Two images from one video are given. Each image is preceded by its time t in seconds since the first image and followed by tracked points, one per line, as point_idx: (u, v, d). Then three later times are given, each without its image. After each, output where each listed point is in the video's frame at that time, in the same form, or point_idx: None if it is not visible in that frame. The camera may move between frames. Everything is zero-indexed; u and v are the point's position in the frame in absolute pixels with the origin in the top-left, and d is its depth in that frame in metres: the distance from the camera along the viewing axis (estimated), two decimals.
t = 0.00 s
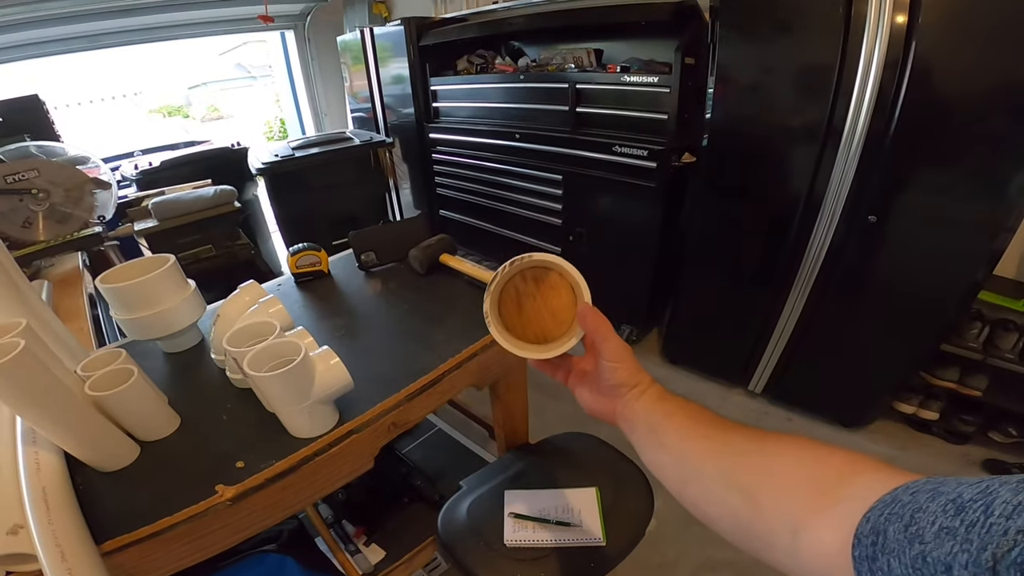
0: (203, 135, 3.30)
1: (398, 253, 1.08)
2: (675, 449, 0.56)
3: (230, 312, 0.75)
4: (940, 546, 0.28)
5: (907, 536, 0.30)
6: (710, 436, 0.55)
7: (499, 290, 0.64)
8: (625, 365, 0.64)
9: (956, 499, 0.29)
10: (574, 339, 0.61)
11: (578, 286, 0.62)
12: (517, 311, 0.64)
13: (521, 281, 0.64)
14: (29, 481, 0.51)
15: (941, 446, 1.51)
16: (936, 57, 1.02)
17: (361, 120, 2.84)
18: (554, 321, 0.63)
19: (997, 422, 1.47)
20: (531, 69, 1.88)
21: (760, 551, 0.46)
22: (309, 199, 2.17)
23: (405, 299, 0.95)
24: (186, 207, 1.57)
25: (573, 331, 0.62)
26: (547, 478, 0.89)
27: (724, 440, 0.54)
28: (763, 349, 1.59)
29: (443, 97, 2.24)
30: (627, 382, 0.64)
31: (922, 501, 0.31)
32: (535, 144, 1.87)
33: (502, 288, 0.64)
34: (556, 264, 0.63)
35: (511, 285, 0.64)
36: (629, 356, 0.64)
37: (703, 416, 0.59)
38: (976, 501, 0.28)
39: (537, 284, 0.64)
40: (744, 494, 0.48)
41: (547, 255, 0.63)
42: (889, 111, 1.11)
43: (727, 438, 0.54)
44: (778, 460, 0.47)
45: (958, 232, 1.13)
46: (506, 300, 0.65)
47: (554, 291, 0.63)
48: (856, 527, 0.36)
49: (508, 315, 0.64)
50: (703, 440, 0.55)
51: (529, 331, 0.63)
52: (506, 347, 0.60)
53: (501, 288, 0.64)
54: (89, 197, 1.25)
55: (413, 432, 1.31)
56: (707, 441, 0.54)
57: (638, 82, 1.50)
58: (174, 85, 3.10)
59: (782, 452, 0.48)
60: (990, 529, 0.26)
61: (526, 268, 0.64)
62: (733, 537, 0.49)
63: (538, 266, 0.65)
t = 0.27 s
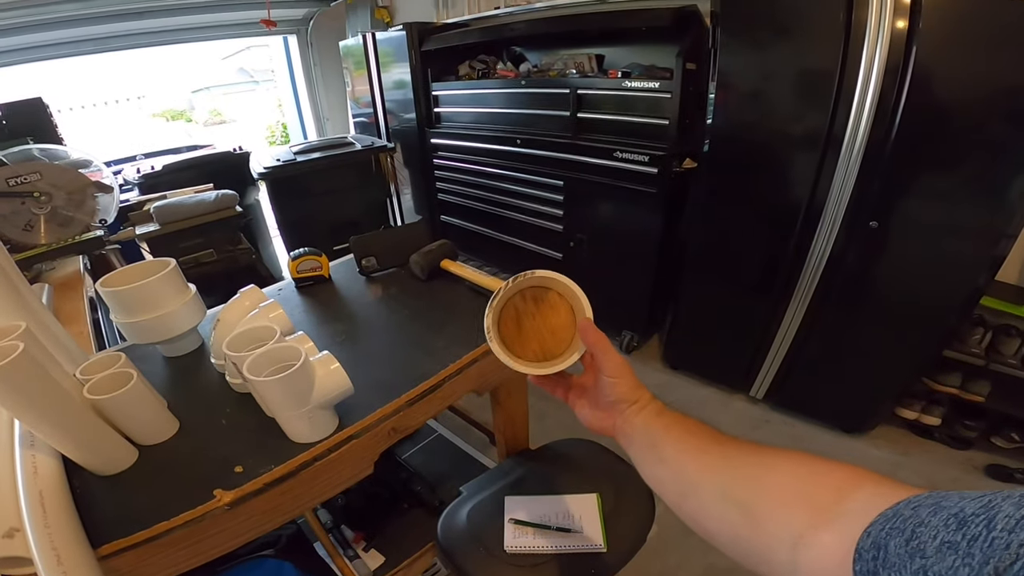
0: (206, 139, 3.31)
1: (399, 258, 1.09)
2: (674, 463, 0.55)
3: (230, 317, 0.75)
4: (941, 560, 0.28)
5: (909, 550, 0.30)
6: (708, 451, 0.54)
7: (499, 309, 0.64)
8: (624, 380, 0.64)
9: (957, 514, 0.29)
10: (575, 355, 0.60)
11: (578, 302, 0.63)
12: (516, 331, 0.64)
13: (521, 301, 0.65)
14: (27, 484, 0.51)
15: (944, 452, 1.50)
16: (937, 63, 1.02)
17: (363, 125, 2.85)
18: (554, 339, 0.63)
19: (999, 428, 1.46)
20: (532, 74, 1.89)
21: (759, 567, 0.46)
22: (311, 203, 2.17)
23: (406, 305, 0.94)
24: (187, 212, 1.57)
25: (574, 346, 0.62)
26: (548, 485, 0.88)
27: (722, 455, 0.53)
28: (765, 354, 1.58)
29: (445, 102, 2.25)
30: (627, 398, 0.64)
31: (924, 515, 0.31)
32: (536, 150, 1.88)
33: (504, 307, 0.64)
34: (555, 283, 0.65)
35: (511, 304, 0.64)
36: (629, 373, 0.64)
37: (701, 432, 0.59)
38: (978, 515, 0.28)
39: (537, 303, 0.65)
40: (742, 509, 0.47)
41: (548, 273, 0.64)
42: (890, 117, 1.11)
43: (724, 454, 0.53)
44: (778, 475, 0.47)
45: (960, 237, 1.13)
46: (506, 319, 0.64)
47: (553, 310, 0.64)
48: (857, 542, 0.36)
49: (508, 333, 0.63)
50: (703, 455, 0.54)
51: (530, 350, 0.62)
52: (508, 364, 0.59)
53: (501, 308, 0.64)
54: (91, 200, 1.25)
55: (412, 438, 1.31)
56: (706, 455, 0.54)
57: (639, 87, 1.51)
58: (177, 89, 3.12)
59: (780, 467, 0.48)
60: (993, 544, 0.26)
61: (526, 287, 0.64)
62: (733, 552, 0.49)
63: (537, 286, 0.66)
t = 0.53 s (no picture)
0: (209, 143, 3.32)
1: (400, 263, 1.09)
2: (674, 474, 0.55)
3: (232, 320, 0.75)
4: (941, 568, 0.27)
5: (910, 557, 0.29)
6: (709, 462, 0.54)
7: (501, 322, 0.63)
8: (624, 392, 0.63)
9: (957, 521, 0.29)
10: (578, 367, 0.60)
11: (579, 316, 0.63)
12: (517, 345, 0.63)
13: (522, 315, 0.65)
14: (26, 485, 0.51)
15: (946, 457, 1.50)
16: (937, 68, 1.02)
17: (365, 129, 2.86)
18: (555, 354, 0.63)
19: (1002, 432, 1.46)
20: (534, 79, 1.89)
21: None
22: (313, 207, 2.18)
23: (407, 309, 0.94)
24: (189, 215, 1.57)
25: (576, 359, 0.61)
26: (548, 489, 0.88)
27: (723, 466, 0.53)
28: (767, 359, 1.57)
29: (447, 106, 2.25)
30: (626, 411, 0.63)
31: (924, 523, 0.31)
32: (538, 154, 1.88)
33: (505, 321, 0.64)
34: (556, 299, 0.65)
35: (512, 318, 0.64)
36: (630, 385, 0.63)
37: (701, 443, 0.58)
38: (977, 522, 0.28)
39: (538, 318, 0.65)
40: (742, 519, 0.47)
41: (551, 287, 0.64)
42: (891, 122, 1.11)
43: (725, 465, 0.53)
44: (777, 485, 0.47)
45: (960, 242, 1.13)
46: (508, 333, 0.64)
47: (555, 325, 0.64)
48: (858, 551, 0.36)
49: (509, 347, 0.62)
50: (703, 466, 0.54)
51: (531, 364, 0.62)
52: (509, 377, 0.57)
53: (502, 322, 0.63)
54: (92, 203, 1.25)
55: (413, 442, 1.30)
56: (706, 466, 0.54)
57: (640, 92, 1.51)
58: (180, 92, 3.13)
59: (782, 477, 0.48)
60: (992, 551, 0.26)
61: (527, 302, 0.64)
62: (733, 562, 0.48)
63: (538, 301, 0.66)
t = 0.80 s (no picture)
0: (212, 144, 3.33)
1: (402, 265, 1.08)
2: (676, 483, 0.54)
3: (233, 322, 0.74)
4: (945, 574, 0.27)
5: (914, 565, 0.29)
6: (711, 472, 0.53)
7: (501, 333, 0.62)
8: (625, 402, 0.62)
9: (962, 528, 0.28)
10: (580, 377, 0.59)
11: (579, 326, 0.62)
12: (517, 356, 0.62)
13: (522, 326, 0.64)
14: (23, 488, 0.50)
15: (951, 462, 1.48)
16: (942, 71, 1.02)
17: (368, 132, 2.87)
18: (555, 365, 0.62)
19: (1008, 437, 1.45)
20: (537, 82, 1.89)
21: None
22: (315, 209, 2.18)
23: (409, 312, 0.94)
24: (192, 217, 1.57)
25: (577, 370, 0.61)
26: (550, 494, 0.87)
27: (725, 475, 0.52)
28: (771, 363, 1.56)
29: (449, 109, 2.26)
30: (628, 420, 0.63)
31: (929, 530, 0.30)
32: (541, 157, 1.88)
33: (504, 333, 0.64)
34: (555, 310, 0.65)
35: (512, 329, 0.64)
36: (630, 394, 0.62)
37: (704, 453, 0.58)
38: (982, 530, 0.27)
39: (538, 329, 0.65)
40: (745, 528, 0.47)
41: (549, 298, 0.64)
42: (896, 125, 1.10)
43: (728, 475, 0.52)
44: (781, 493, 0.46)
45: (965, 246, 1.12)
46: (507, 345, 0.63)
47: (554, 336, 0.64)
48: (862, 559, 0.35)
49: (509, 359, 0.62)
50: (704, 476, 0.53)
51: (531, 376, 0.61)
52: (510, 389, 0.57)
53: (502, 333, 0.63)
54: (95, 204, 1.26)
55: (414, 445, 1.30)
56: (709, 475, 0.53)
57: (643, 95, 1.50)
58: (184, 94, 3.14)
59: (786, 484, 0.47)
60: (998, 557, 0.25)
61: (527, 312, 0.64)
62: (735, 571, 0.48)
63: (537, 312, 0.66)
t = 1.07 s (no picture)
0: (215, 147, 3.34)
1: (403, 269, 1.08)
2: (677, 489, 0.54)
3: (234, 325, 0.74)
4: None
5: (915, 568, 0.28)
6: (712, 476, 0.53)
7: (501, 337, 0.62)
8: (625, 407, 0.62)
9: (962, 532, 0.28)
10: (580, 381, 0.59)
11: (579, 330, 0.62)
12: (518, 361, 0.62)
13: (522, 331, 0.64)
14: (22, 491, 0.50)
15: (956, 466, 1.47)
16: (944, 73, 1.01)
17: (370, 135, 2.88)
18: (555, 369, 0.62)
19: (1012, 441, 1.43)
20: (539, 85, 1.89)
21: None
22: (317, 212, 2.18)
23: (410, 316, 0.94)
24: (194, 220, 1.57)
25: (577, 374, 0.60)
26: (551, 498, 0.87)
27: (726, 480, 0.52)
28: (774, 367, 1.55)
29: (451, 111, 2.26)
30: (629, 425, 0.62)
31: (929, 533, 0.30)
32: (543, 160, 1.88)
33: (504, 337, 0.63)
34: (555, 314, 0.65)
35: (512, 334, 0.63)
36: (630, 398, 0.62)
37: (705, 458, 0.57)
38: (982, 532, 0.27)
39: (538, 334, 0.64)
40: (745, 531, 0.46)
41: (549, 302, 0.64)
42: (899, 128, 1.10)
43: (728, 480, 0.52)
44: (781, 499, 0.46)
45: (968, 249, 1.11)
46: (508, 349, 0.63)
47: (555, 340, 0.64)
48: (862, 563, 0.35)
49: (510, 363, 0.61)
50: (705, 481, 0.53)
51: (532, 380, 0.61)
52: (510, 393, 0.56)
53: (502, 338, 0.62)
54: (97, 206, 1.26)
55: (415, 449, 1.30)
56: (710, 481, 0.53)
57: (645, 98, 1.50)
58: (188, 96, 3.16)
59: (786, 489, 0.47)
60: (998, 559, 0.25)
61: (528, 317, 0.64)
62: None
63: (538, 316, 0.65)
